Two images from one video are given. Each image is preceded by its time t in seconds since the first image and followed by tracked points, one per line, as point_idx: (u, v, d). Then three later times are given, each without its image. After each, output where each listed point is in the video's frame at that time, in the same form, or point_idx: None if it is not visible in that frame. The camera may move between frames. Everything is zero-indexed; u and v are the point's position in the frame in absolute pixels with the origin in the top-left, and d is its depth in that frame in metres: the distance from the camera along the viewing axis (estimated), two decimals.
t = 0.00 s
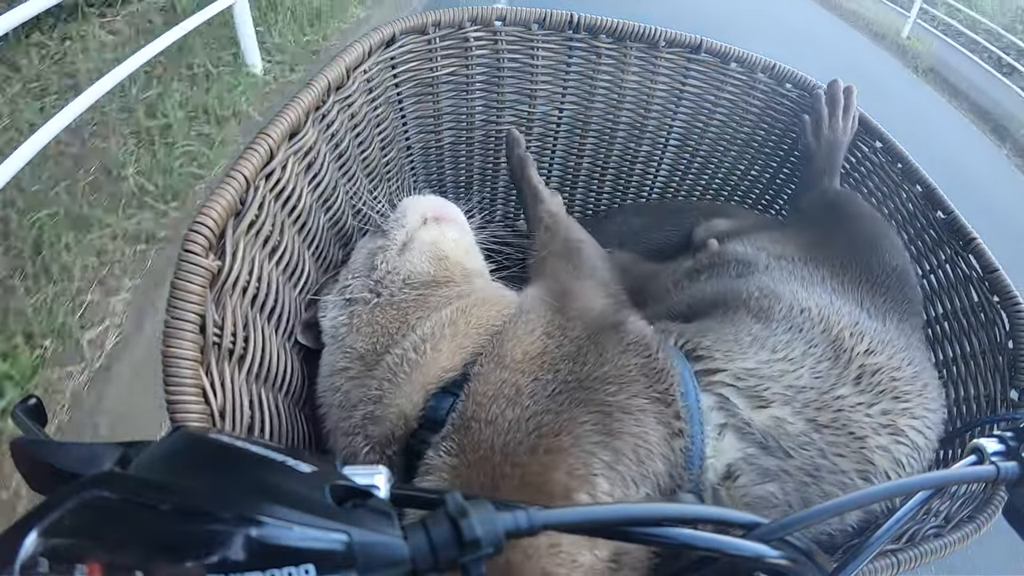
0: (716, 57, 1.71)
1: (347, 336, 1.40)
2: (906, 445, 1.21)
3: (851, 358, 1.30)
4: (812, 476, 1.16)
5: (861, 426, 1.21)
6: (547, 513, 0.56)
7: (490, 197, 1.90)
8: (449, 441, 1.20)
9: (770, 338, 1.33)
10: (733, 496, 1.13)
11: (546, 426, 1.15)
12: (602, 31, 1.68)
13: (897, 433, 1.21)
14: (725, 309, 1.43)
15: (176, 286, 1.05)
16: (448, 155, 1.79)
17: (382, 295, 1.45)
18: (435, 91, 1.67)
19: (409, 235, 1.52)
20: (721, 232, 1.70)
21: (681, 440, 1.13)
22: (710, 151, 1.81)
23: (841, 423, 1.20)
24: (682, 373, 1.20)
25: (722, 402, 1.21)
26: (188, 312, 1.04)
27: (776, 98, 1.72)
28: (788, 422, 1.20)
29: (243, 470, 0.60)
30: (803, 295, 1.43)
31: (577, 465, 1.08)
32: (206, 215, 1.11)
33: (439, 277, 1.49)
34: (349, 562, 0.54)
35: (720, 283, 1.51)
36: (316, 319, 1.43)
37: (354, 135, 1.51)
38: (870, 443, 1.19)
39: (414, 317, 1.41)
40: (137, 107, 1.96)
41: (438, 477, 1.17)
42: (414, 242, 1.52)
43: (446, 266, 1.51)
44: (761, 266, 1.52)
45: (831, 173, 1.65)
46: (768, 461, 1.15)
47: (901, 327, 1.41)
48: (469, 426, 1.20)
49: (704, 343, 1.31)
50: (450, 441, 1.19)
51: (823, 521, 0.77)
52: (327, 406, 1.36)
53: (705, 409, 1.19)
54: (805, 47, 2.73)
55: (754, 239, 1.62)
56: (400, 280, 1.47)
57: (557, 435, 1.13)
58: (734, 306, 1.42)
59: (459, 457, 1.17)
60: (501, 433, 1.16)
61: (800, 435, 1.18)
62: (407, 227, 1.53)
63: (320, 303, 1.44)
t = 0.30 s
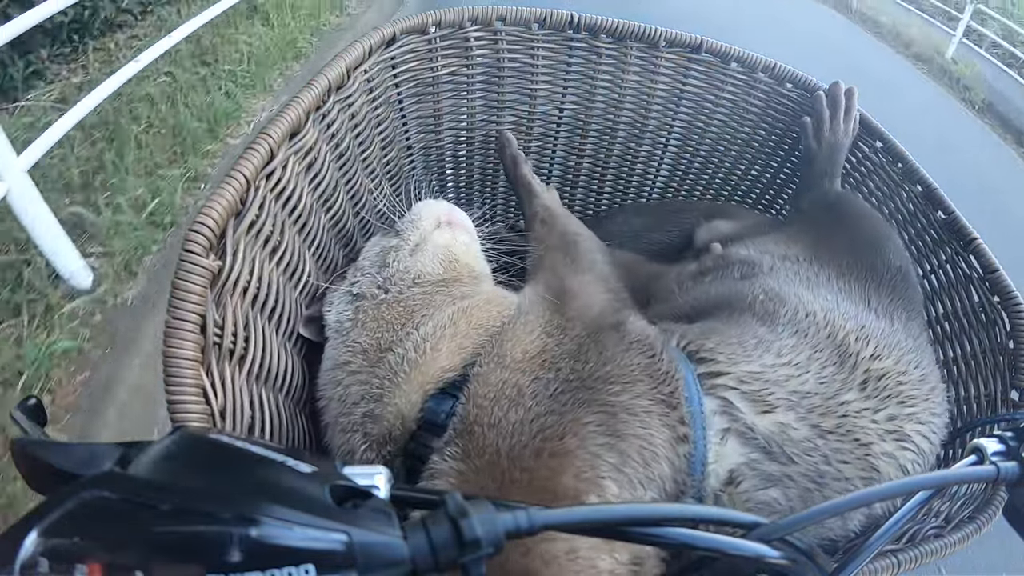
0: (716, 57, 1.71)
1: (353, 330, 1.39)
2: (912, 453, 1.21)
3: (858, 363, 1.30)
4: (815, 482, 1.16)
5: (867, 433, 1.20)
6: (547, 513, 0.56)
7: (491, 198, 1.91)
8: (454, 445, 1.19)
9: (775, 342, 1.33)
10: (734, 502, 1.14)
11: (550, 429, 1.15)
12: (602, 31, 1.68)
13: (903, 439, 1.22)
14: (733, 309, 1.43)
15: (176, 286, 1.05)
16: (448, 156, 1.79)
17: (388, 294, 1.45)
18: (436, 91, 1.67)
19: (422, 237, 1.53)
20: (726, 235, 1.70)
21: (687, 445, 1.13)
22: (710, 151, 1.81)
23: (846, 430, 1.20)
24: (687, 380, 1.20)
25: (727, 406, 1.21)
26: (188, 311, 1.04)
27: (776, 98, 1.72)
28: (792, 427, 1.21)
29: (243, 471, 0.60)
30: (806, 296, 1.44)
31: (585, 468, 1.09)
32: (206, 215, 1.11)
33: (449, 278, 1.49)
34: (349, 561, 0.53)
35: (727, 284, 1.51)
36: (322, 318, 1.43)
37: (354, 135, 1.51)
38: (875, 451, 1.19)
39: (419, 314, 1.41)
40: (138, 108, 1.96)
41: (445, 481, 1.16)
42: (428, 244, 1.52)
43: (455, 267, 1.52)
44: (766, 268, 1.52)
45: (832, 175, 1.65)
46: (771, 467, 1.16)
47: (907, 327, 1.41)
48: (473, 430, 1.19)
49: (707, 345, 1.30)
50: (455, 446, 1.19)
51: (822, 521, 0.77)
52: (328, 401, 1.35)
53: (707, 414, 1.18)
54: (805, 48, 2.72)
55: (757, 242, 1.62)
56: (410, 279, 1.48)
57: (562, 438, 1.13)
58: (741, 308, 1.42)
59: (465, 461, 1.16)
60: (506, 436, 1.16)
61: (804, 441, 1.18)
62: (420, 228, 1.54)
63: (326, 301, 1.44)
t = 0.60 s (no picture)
0: (716, 57, 1.71)
1: (357, 325, 1.40)
2: (912, 446, 1.21)
3: (855, 357, 1.30)
4: (814, 474, 1.16)
5: (866, 425, 1.20)
6: (546, 513, 0.56)
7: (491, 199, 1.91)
8: (450, 440, 1.19)
9: (770, 335, 1.33)
10: (733, 494, 1.13)
11: (545, 421, 1.15)
12: (602, 31, 1.68)
13: (903, 434, 1.21)
14: (729, 307, 1.42)
15: (176, 286, 1.05)
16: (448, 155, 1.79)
17: (393, 290, 1.46)
18: (436, 91, 1.66)
19: (430, 236, 1.54)
20: (723, 230, 1.69)
21: (681, 438, 1.13)
22: (711, 151, 1.81)
23: (845, 420, 1.20)
24: (681, 373, 1.21)
25: (721, 399, 1.21)
26: (188, 311, 1.04)
27: (777, 98, 1.72)
28: (789, 418, 1.20)
29: (243, 470, 0.60)
30: (803, 294, 1.43)
31: (576, 460, 1.09)
32: (207, 215, 1.11)
33: (453, 275, 1.50)
34: (349, 561, 0.54)
35: (723, 283, 1.51)
36: (326, 315, 1.43)
37: (354, 135, 1.51)
38: (875, 443, 1.19)
39: (423, 309, 1.42)
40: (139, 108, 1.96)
41: (441, 477, 1.15)
42: (433, 244, 1.53)
43: (460, 266, 1.53)
44: (762, 266, 1.52)
45: (828, 175, 1.65)
46: (768, 458, 1.15)
47: (904, 326, 1.41)
48: (471, 424, 1.19)
49: (704, 340, 1.30)
50: (452, 441, 1.18)
51: (822, 521, 0.77)
52: (330, 392, 1.35)
53: (702, 407, 1.18)
54: (806, 48, 2.73)
55: (753, 238, 1.62)
56: (415, 276, 1.48)
57: (555, 430, 1.13)
58: (736, 306, 1.42)
59: (461, 454, 1.16)
60: (501, 429, 1.16)
61: (802, 432, 1.18)
62: (428, 228, 1.55)
63: (331, 298, 1.45)
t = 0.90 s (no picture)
0: (716, 57, 1.71)
1: (361, 320, 1.40)
2: (910, 446, 1.21)
3: (853, 358, 1.30)
4: (813, 476, 1.16)
5: (865, 427, 1.20)
6: (547, 513, 0.56)
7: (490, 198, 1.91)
8: (457, 446, 1.18)
9: (771, 338, 1.33)
10: (733, 497, 1.14)
11: (547, 423, 1.15)
12: (603, 31, 1.68)
13: (901, 435, 1.22)
14: (728, 309, 1.43)
15: (176, 286, 1.05)
16: (448, 155, 1.79)
17: (395, 285, 1.46)
18: (435, 91, 1.66)
19: (432, 235, 1.54)
20: (724, 233, 1.69)
21: (682, 441, 1.13)
22: (710, 151, 1.81)
23: (844, 424, 1.20)
24: (682, 376, 1.20)
25: (723, 403, 1.21)
26: (188, 312, 1.04)
27: (777, 98, 1.72)
28: (790, 423, 1.20)
29: (243, 471, 0.60)
30: (801, 296, 1.43)
31: (582, 460, 1.09)
32: (207, 215, 1.11)
33: (454, 274, 1.50)
34: (349, 561, 0.54)
35: (722, 286, 1.51)
36: (329, 313, 1.43)
37: (354, 135, 1.51)
38: (873, 444, 1.19)
39: (424, 308, 1.42)
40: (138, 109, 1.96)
41: (449, 481, 1.15)
42: (436, 242, 1.53)
43: (462, 265, 1.52)
44: (759, 269, 1.52)
45: (818, 180, 1.67)
46: (768, 463, 1.15)
47: (899, 329, 1.42)
48: (474, 428, 1.19)
49: (704, 342, 1.30)
50: (459, 446, 1.18)
51: (822, 520, 0.77)
52: (329, 389, 1.35)
53: (702, 409, 1.18)
54: (805, 49, 2.74)
55: (751, 240, 1.62)
56: (417, 273, 1.48)
57: (558, 432, 1.14)
58: (736, 307, 1.42)
59: (468, 461, 1.16)
60: (506, 434, 1.16)
61: (801, 437, 1.18)
62: (429, 228, 1.55)
63: (335, 295, 1.44)
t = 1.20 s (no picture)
0: (716, 57, 1.71)
1: (367, 310, 1.41)
2: (908, 444, 1.21)
3: (851, 356, 1.30)
4: (813, 471, 1.16)
5: (863, 420, 1.21)
6: (546, 513, 0.56)
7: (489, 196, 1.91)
8: (458, 433, 1.17)
9: (771, 335, 1.33)
10: (733, 490, 1.14)
11: (548, 412, 1.15)
12: (602, 31, 1.68)
13: (899, 430, 1.22)
14: (728, 308, 1.43)
15: (176, 286, 1.05)
16: (448, 155, 1.79)
17: (401, 276, 1.47)
18: (435, 91, 1.66)
19: (436, 233, 1.54)
20: (722, 230, 1.69)
21: (682, 435, 1.13)
22: (710, 152, 1.82)
23: (842, 417, 1.20)
24: (682, 371, 1.20)
25: (722, 397, 1.21)
26: (188, 311, 1.04)
27: (777, 98, 1.72)
28: (787, 416, 1.20)
29: (244, 471, 0.60)
30: (801, 294, 1.43)
31: (580, 452, 1.09)
32: (207, 215, 1.11)
33: (457, 269, 1.51)
34: (349, 561, 0.54)
35: (721, 283, 1.51)
36: (335, 305, 1.43)
37: (354, 135, 1.51)
38: (872, 440, 1.19)
39: (430, 297, 1.43)
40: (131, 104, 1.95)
41: (449, 470, 1.14)
42: (438, 239, 1.54)
43: (464, 262, 1.53)
44: (758, 266, 1.52)
45: (815, 180, 1.67)
46: (766, 455, 1.16)
47: (899, 326, 1.42)
48: (476, 414, 1.18)
49: (705, 341, 1.30)
50: (460, 433, 1.17)
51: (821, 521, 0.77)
52: (334, 374, 1.36)
53: (703, 404, 1.18)
54: (806, 49, 2.74)
55: (750, 237, 1.61)
56: (423, 266, 1.49)
57: (559, 422, 1.13)
58: (736, 306, 1.42)
59: (468, 448, 1.15)
60: (507, 422, 1.16)
61: (800, 430, 1.18)
62: (434, 226, 1.55)
63: (341, 287, 1.45)
